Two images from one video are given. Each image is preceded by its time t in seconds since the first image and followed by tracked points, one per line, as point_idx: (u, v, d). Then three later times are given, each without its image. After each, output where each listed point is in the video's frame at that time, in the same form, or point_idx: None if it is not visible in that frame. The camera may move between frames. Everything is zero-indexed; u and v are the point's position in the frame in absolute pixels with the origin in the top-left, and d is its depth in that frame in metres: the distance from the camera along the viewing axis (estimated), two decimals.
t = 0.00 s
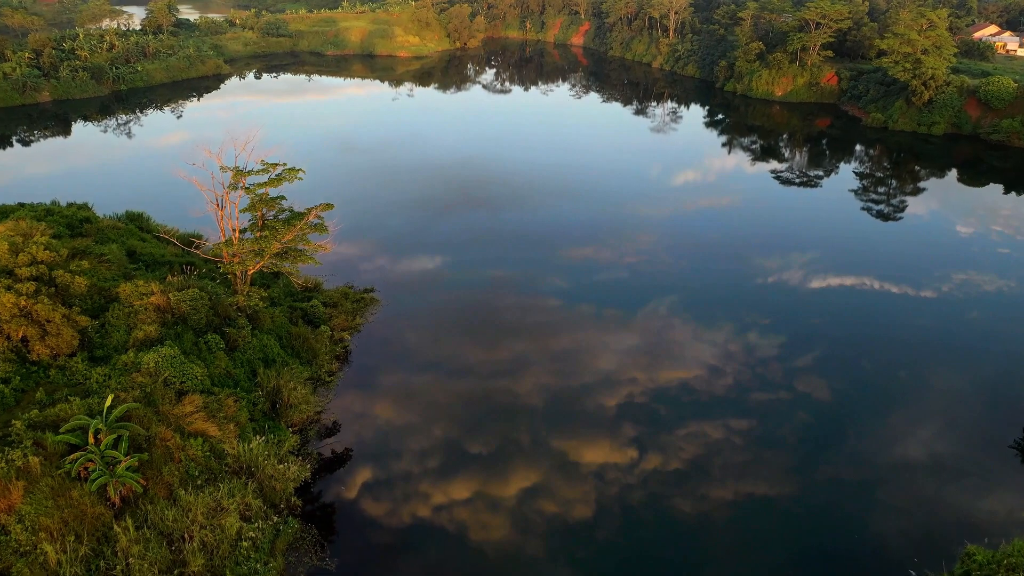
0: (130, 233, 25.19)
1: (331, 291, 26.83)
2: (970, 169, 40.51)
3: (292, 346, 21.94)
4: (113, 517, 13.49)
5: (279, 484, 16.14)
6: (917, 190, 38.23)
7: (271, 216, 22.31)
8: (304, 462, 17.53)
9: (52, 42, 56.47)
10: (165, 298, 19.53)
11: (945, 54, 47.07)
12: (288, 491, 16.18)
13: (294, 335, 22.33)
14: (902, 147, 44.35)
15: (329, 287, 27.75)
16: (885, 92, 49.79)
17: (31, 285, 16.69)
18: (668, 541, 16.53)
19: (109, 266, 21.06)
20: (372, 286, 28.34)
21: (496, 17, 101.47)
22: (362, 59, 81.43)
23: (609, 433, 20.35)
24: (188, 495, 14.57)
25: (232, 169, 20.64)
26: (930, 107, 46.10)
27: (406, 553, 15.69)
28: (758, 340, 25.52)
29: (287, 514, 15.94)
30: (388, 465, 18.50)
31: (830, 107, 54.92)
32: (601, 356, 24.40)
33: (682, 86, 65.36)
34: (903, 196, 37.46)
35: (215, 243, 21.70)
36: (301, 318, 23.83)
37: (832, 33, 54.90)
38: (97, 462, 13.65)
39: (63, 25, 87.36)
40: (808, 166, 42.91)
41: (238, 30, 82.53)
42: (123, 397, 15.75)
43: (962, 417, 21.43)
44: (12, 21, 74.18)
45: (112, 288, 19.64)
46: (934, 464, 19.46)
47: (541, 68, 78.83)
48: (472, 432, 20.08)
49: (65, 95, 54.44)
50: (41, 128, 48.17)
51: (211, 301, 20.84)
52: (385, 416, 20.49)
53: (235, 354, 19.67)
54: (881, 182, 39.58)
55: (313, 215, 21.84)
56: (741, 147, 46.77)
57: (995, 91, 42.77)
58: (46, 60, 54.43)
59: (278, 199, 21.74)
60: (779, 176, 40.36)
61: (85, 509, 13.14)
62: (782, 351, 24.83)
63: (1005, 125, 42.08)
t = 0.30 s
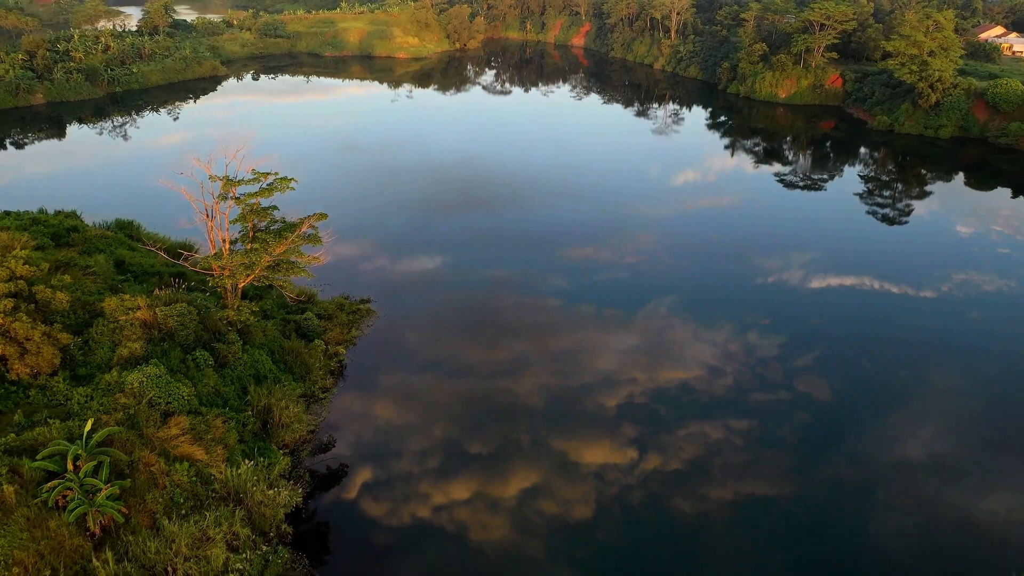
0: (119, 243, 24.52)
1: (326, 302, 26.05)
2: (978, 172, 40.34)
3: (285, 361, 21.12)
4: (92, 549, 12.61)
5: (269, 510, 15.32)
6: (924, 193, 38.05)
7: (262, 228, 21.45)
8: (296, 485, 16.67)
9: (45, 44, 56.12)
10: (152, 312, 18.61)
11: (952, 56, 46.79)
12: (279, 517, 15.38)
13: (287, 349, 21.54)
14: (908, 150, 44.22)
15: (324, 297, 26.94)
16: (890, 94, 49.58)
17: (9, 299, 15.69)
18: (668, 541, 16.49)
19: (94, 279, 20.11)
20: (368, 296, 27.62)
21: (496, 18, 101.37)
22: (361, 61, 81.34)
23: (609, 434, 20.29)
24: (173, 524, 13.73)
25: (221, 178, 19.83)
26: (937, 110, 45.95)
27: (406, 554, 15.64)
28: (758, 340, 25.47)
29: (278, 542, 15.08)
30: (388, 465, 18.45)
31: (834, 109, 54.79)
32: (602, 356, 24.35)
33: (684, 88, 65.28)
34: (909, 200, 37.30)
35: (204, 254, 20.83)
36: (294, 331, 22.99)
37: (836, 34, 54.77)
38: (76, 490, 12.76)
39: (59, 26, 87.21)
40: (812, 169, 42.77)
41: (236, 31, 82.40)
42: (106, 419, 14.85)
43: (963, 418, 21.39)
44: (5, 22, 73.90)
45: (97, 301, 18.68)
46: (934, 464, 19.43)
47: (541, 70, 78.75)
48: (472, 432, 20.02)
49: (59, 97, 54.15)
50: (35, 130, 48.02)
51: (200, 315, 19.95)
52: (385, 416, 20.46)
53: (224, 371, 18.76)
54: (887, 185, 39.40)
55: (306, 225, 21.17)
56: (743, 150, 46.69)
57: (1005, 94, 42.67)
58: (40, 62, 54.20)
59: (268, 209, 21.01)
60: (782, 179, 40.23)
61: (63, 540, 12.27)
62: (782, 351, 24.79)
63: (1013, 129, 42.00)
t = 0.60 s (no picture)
0: (108, 251, 23.95)
1: (321, 313, 25.12)
2: (986, 176, 40.12)
3: (277, 377, 20.19)
4: None
5: (258, 539, 14.47)
6: (929, 197, 37.93)
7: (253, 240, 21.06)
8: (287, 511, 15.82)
9: (39, 46, 55.91)
10: (138, 329, 17.68)
11: (961, 58, 45.82)
12: (268, 546, 14.55)
13: (279, 364, 20.63)
14: (912, 153, 44.17)
15: (318, 309, 25.89)
16: (897, 97, 49.44)
17: None
18: (668, 541, 16.47)
19: (78, 293, 19.27)
20: (365, 308, 26.61)
21: (496, 18, 101.22)
22: (359, 62, 81.19)
23: (609, 434, 20.27)
24: (155, 557, 12.83)
25: (211, 189, 19.32)
26: (944, 113, 45.71)
27: (406, 555, 15.60)
28: (758, 340, 25.44)
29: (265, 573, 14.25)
30: (388, 466, 18.43)
31: (839, 112, 54.63)
32: (601, 356, 24.33)
33: (686, 90, 65.18)
34: (915, 203, 37.17)
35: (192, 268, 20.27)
36: (287, 345, 22.07)
37: (841, 36, 54.64)
38: (53, 521, 11.87)
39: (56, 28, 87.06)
40: (816, 172, 42.79)
41: (233, 32, 82.15)
42: (85, 445, 13.93)
43: (964, 418, 21.33)
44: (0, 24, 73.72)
45: (80, 318, 17.76)
46: (934, 464, 19.39)
47: (542, 71, 78.75)
48: (472, 433, 19.98)
49: (53, 100, 54.14)
50: (29, 133, 47.95)
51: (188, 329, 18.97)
52: (385, 417, 20.40)
53: (213, 390, 17.82)
54: (893, 189, 39.29)
55: (299, 237, 20.91)
56: (747, 152, 46.75)
57: (1012, 97, 42.49)
58: (34, 64, 54.11)
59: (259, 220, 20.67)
60: (786, 182, 40.19)
61: None
62: (782, 351, 24.74)
63: (1020, 132, 41.77)
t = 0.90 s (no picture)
0: (97, 260, 23.29)
1: (316, 326, 24.20)
2: (993, 180, 39.86)
3: (268, 396, 19.23)
4: None
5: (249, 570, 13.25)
6: (936, 201, 37.79)
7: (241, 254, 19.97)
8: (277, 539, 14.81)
9: (33, 47, 55.55)
10: (123, 345, 16.63)
11: (967, 61, 45.67)
12: None
13: (271, 382, 19.67)
14: (917, 157, 43.59)
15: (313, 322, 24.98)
16: (902, 100, 48.72)
17: None
18: (669, 542, 16.38)
19: (61, 308, 18.29)
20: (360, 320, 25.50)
21: (496, 19, 101.15)
22: (358, 64, 81.15)
23: (609, 434, 20.19)
24: None
25: (198, 200, 18.28)
26: (951, 116, 45.08)
27: (406, 557, 15.51)
28: (758, 340, 25.36)
29: None
30: (387, 467, 18.34)
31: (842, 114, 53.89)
32: (601, 356, 24.25)
33: (688, 91, 64.99)
34: (921, 207, 36.93)
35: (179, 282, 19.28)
36: (279, 361, 21.08)
37: (846, 37, 54.33)
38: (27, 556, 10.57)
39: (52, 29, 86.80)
40: (820, 175, 42.63)
41: (231, 33, 81.99)
42: (63, 473, 12.70)
43: (964, 418, 21.26)
44: None
45: (62, 336, 16.64)
46: (934, 464, 19.32)
47: (543, 72, 78.77)
48: (472, 434, 19.88)
49: (46, 102, 53.78)
50: (23, 136, 47.73)
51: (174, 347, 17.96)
52: (385, 419, 20.29)
53: (200, 411, 16.72)
54: (899, 193, 39.09)
55: (291, 250, 19.90)
56: (750, 154, 46.60)
57: (1020, 100, 41.75)
58: (27, 65, 53.72)
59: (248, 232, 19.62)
60: (790, 186, 39.99)
61: None
62: (782, 351, 24.67)
63: None
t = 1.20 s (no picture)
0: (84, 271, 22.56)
1: (310, 339, 23.31)
2: (1000, 184, 39.51)
3: (259, 415, 18.38)
4: None
5: None
6: (942, 205, 37.55)
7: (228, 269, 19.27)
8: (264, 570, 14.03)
9: (26, 49, 54.86)
10: (105, 365, 15.93)
11: (976, 63, 44.84)
12: None
13: (262, 401, 18.80)
14: (923, 160, 43.18)
15: (306, 335, 24.14)
16: (908, 102, 48.28)
17: None
18: (669, 542, 16.33)
19: (42, 324, 17.46)
20: (355, 333, 24.70)
21: (496, 20, 101.09)
22: (357, 65, 81.05)
23: (609, 435, 20.12)
24: None
25: (185, 212, 17.66)
26: (958, 119, 44.57)
27: (406, 558, 15.46)
28: (758, 340, 25.30)
29: None
30: (387, 467, 18.29)
31: (847, 117, 53.26)
32: (600, 356, 24.21)
33: (690, 93, 64.71)
34: (926, 211, 36.67)
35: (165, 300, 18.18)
36: (270, 379, 20.18)
37: (851, 38, 53.84)
38: None
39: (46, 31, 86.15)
40: (824, 178, 42.46)
41: (227, 34, 81.68)
42: (37, 504, 11.91)
43: (964, 418, 21.20)
44: None
45: (42, 355, 15.84)
46: (934, 463, 19.28)
47: (544, 73, 78.66)
48: (471, 434, 19.79)
49: (39, 104, 53.09)
50: (16, 139, 47.26)
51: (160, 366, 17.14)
52: (384, 419, 20.22)
53: (186, 433, 15.88)
54: (904, 197, 38.77)
55: (282, 262, 19.24)
56: (753, 157, 46.46)
57: None
58: (20, 68, 52.97)
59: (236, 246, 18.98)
60: (794, 189, 39.80)
61: None
62: (782, 351, 24.61)
63: None
